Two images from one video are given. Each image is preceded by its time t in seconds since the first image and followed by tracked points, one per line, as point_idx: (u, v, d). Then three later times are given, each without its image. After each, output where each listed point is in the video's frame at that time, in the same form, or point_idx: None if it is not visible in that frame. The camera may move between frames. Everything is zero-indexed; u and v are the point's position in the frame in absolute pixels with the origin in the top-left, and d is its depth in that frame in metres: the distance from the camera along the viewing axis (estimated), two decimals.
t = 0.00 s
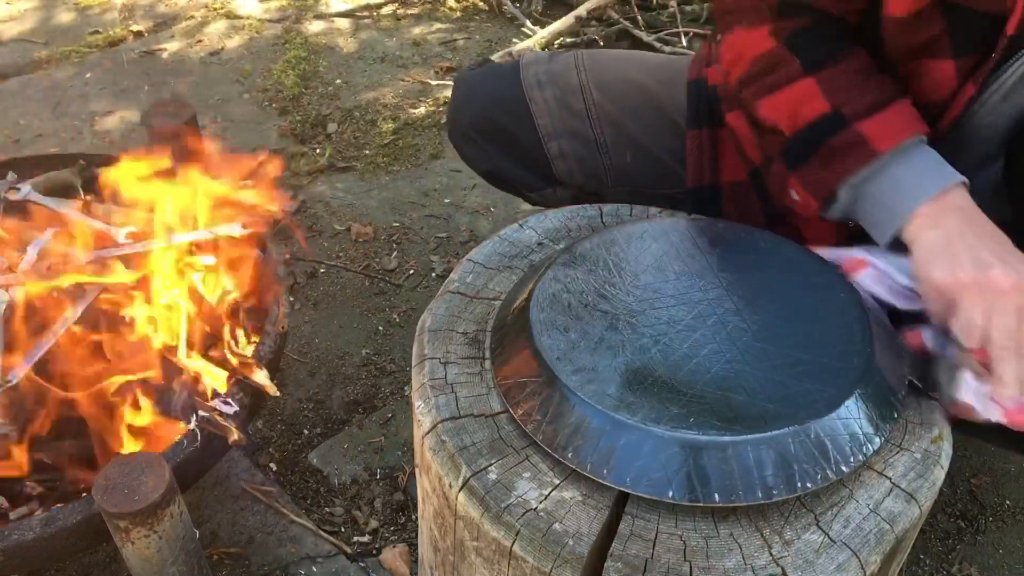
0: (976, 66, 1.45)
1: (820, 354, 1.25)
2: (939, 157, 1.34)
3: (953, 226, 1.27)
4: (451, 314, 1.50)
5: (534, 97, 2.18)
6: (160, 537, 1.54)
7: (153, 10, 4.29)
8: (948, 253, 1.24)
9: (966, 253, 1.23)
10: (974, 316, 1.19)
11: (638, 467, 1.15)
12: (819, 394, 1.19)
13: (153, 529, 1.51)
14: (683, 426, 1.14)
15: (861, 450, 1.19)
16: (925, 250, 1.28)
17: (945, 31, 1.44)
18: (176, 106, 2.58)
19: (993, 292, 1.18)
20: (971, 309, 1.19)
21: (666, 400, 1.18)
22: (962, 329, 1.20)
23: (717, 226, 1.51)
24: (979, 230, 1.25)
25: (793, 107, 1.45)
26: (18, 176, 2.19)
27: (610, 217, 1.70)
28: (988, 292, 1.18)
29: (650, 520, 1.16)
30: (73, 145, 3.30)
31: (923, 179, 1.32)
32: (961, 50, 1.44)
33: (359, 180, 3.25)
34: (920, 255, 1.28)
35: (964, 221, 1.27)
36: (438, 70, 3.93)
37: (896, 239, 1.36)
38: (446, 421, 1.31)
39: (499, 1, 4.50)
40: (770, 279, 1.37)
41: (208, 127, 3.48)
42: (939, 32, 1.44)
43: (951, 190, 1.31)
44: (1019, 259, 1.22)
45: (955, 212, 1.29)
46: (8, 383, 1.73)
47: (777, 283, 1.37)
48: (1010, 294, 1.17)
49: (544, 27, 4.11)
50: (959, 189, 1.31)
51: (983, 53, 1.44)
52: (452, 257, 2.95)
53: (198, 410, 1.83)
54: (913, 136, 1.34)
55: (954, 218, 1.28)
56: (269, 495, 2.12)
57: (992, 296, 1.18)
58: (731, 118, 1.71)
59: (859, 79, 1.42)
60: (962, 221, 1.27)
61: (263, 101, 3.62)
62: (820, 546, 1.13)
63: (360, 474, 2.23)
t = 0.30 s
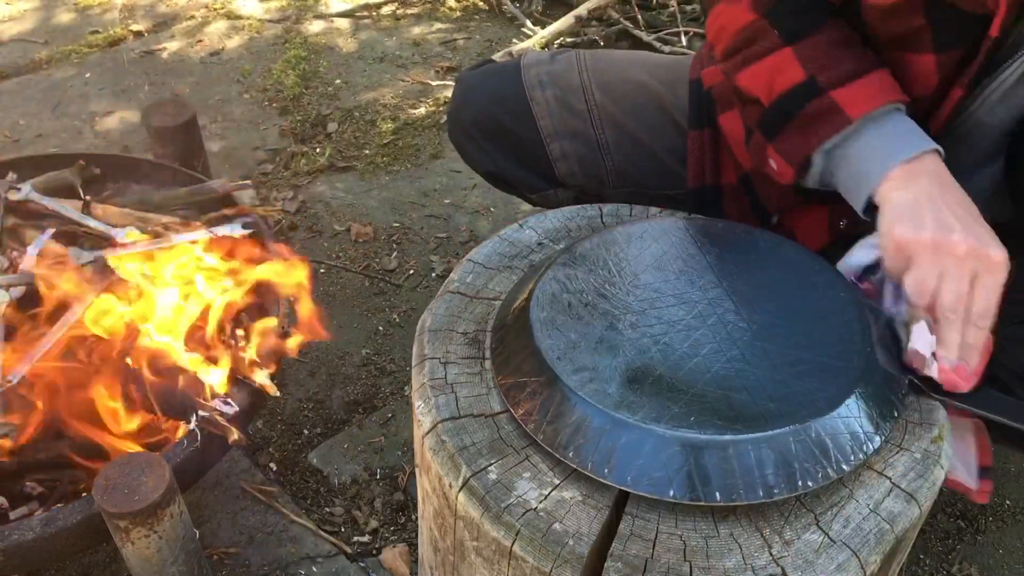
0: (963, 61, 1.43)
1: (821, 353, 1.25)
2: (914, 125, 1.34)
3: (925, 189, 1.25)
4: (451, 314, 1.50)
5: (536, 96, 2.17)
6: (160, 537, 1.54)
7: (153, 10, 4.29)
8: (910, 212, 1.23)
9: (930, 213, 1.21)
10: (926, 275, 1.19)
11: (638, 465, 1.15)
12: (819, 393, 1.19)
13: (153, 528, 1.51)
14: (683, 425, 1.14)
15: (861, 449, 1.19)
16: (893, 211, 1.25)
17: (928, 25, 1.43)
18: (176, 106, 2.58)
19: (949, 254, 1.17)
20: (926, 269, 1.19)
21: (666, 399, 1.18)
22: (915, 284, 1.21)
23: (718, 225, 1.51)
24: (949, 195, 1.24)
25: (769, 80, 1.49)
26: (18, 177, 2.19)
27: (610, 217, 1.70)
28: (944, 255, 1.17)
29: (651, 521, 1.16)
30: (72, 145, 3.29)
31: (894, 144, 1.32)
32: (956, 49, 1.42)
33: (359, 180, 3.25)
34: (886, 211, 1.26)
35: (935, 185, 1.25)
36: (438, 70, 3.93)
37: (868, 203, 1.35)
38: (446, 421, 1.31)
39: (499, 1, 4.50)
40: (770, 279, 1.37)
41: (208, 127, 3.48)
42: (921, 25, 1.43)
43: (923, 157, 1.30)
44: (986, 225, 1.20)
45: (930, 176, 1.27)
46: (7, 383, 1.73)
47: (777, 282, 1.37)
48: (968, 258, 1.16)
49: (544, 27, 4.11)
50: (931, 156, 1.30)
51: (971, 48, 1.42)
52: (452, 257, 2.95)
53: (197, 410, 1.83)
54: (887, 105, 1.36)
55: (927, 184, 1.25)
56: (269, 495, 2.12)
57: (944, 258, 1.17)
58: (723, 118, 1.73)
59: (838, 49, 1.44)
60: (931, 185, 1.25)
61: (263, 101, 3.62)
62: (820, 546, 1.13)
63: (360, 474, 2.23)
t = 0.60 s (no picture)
0: (964, 65, 1.44)
1: (822, 353, 1.25)
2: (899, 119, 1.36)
3: (906, 181, 1.26)
4: (451, 314, 1.50)
5: (535, 97, 2.16)
6: (160, 537, 1.54)
7: (153, 10, 4.29)
8: (888, 204, 1.24)
9: (908, 205, 1.22)
10: (903, 266, 1.19)
11: (638, 465, 1.15)
12: (820, 393, 1.19)
13: (153, 529, 1.51)
14: (682, 424, 1.14)
15: (861, 449, 1.19)
16: (871, 203, 1.26)
17: (931, 29, 1.42)
18: (176, 106, 2.58)
19: (927, 247, 1.18)
20: (903, 261, 1.20)
21: (665, 398, 1.18)
22: (889, 274, 1.21)
23: (718, 226, 1.50)
24: (930, 187, 1.26)
25: (762, 70, 1.47)
26: (18, 176, 2.19)
27: (610, 217, 1.70)
28: (921, 244, 1.19)
29: (650, 521, 1.16)
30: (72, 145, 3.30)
31: (876, 138, 1.33)
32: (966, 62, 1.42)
33: (359, 180, 3.25)
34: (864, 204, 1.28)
35: (919, 177, 1.27)
36: (438, 70, 3.93)
37: (851, 196, 1.35)
38: (446, 421, 1.31)
39: (499, 2, 4.50)
40: (770, 279, 1.37)
41: (208, 127, 3.49)
42: (924, 30, 1.43)
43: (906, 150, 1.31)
44: (965, 217, 1.22)
45: (908, 168, 1.29)
46: (7, 383, 1.72)
47: (777, 283, 1.37)
48: (943, 248, 1.18)
49: (544, 27, 4.11)
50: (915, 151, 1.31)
51: (974, 52, 1.42)
52: (452, 257, 2.95)
53: (198, 411, 1.84)
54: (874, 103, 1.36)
55: (910, 178, 1.27)
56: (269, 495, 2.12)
57: (920, 249, 1.19)
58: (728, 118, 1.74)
59: (835, 43, 1.43)
60: (910, 178, 1.27)
61: (262, 101, 3.63)
62: (820, 546, 1.13)
63: (360, 474, 2.23)
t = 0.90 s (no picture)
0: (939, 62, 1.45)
1: (822, 353, 1.25)
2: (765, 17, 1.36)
3: (757, 80, 1.27)
4: (451, 314, 1.50)
5: (531, 100, 2.16)
6: (160, 537, 1.54)
7: (153, 10, 4.29)
8: (745, 112, 1.24)
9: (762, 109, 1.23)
10: (776, 171, 1.21)
11: (638, 465, 1.15)
12: (820, 393, 1.19)
13: (153, 529, 1.51)
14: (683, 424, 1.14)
15: (861, 449, 1.19)
16: (728, 114, 1.26)
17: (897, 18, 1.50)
18: (176, 106, 2.58)
19: (787, 145, 1.20)
20: (771, 158, 1.21)
21: (666, 398, 1.18)
22: (766, 182, 1.22)
23: (718, 225, 1.50)
24: (783, 86, 1.27)
25: None
26: (18, 176, 2.19)
27: (610, 217, 1.71)
28: (782, 145, 1.20)
29: (651, 521, 1.16)
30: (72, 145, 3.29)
31: (745, 37, 1.33)
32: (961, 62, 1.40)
33: (359, 180, 3.25)
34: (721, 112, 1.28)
35: (768, 76, 1.28)
36: (438, 70, 3.93)
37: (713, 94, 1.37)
38: (446, 421, 1.31)
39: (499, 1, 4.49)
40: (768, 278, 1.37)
41: (208, 127, 3.49)
42: (892, 21, 1.51)
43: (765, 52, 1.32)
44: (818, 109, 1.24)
45: (758, 68, 1.30)
46: (7, 383, 1.75)
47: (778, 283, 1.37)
48: (804, 142, 1.20)
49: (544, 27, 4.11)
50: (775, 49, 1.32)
51: (941, 50, 1.47)
52: (452, 257, 2.95)
53: (197, 410, 1.84)
54: None
55: (759, 74, 1.29)
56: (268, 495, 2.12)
57: (783, 150, 1.20)
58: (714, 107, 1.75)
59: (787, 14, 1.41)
60: (762, 74, 1.29)
61: (263, 101, 3.62)
62: (820, 546, 1.13)
63: (360, 474, 2.23)
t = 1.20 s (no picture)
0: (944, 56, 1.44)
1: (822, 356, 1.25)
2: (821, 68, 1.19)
3: (847, 159, 1.12)
4: (451, 314, 1.50)
5: (539, 90, 2.17)
6: (160, 537, 1.54)
7: (153, 10, 4.29)
8: (840, 195, 1.10)
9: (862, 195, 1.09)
10: (870, 272, 1.08)
11: (638, 467, 1.15)
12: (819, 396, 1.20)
13: (153, 529, 1.51)
14: (682, 427, 1.14)
15: (860, 452, 1.19)
16: (824, 197, 1.10)
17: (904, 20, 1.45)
18: (176, 107, 2.59)
19: (897, 246, 1.08)
20: (875, 263, 1.08)
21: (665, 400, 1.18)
22: (862, 281, 1.09)
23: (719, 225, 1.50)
24: (871, 168, 1.13)
25: None
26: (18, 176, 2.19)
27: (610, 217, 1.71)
28: (891, 245, 1.07)
29: (650, 521, 1.16)
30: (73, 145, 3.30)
31: (806, 88, 1.16)
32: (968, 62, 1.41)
33: (359, 180, 3.25)
34: (809, 190, 1.12)
35: (855, 154, 1.13)
36: (438, 70, 3.93)
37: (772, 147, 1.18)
38: (446, 421, 1.31)
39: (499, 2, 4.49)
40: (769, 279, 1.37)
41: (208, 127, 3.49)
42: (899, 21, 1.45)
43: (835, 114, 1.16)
44: (912, 199, 1.13)
45: (840, 138, 1.14)
46: (7, 382, 1.75)
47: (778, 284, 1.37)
48: (910, 244, 1.08)
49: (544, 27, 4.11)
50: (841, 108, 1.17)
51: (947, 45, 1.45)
52: (452, 257, 2.95)
53: (197, 411, 1.85)
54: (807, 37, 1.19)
55: (847, 148, 1.13)
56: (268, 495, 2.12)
57: (889, 248, 1.08)
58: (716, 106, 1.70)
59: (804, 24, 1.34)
60: (844, 147, 1.13)
61: (262, 101, 3.62)
62: (820, 546, 1.13)
63: (360, 474, 2.23)
